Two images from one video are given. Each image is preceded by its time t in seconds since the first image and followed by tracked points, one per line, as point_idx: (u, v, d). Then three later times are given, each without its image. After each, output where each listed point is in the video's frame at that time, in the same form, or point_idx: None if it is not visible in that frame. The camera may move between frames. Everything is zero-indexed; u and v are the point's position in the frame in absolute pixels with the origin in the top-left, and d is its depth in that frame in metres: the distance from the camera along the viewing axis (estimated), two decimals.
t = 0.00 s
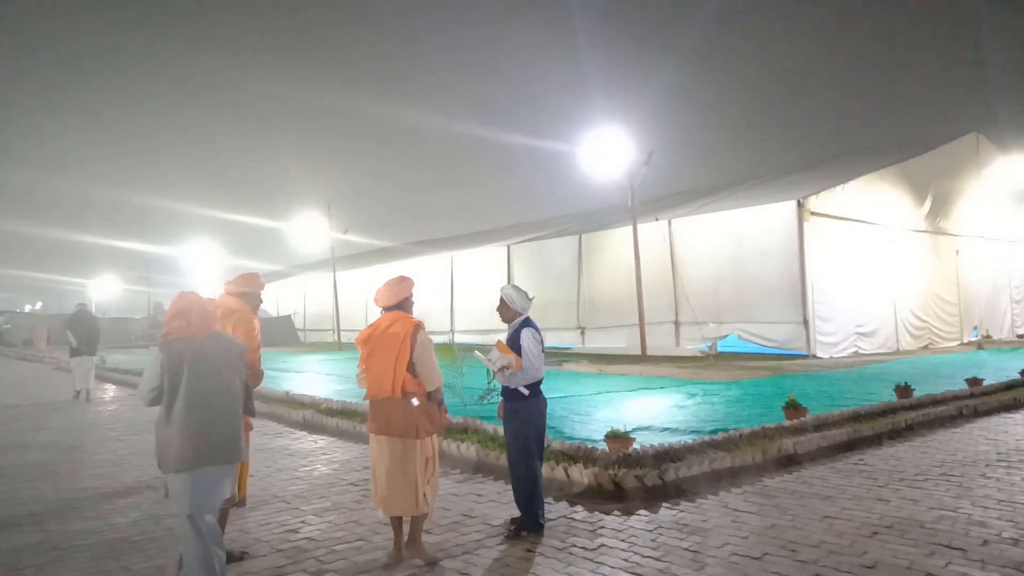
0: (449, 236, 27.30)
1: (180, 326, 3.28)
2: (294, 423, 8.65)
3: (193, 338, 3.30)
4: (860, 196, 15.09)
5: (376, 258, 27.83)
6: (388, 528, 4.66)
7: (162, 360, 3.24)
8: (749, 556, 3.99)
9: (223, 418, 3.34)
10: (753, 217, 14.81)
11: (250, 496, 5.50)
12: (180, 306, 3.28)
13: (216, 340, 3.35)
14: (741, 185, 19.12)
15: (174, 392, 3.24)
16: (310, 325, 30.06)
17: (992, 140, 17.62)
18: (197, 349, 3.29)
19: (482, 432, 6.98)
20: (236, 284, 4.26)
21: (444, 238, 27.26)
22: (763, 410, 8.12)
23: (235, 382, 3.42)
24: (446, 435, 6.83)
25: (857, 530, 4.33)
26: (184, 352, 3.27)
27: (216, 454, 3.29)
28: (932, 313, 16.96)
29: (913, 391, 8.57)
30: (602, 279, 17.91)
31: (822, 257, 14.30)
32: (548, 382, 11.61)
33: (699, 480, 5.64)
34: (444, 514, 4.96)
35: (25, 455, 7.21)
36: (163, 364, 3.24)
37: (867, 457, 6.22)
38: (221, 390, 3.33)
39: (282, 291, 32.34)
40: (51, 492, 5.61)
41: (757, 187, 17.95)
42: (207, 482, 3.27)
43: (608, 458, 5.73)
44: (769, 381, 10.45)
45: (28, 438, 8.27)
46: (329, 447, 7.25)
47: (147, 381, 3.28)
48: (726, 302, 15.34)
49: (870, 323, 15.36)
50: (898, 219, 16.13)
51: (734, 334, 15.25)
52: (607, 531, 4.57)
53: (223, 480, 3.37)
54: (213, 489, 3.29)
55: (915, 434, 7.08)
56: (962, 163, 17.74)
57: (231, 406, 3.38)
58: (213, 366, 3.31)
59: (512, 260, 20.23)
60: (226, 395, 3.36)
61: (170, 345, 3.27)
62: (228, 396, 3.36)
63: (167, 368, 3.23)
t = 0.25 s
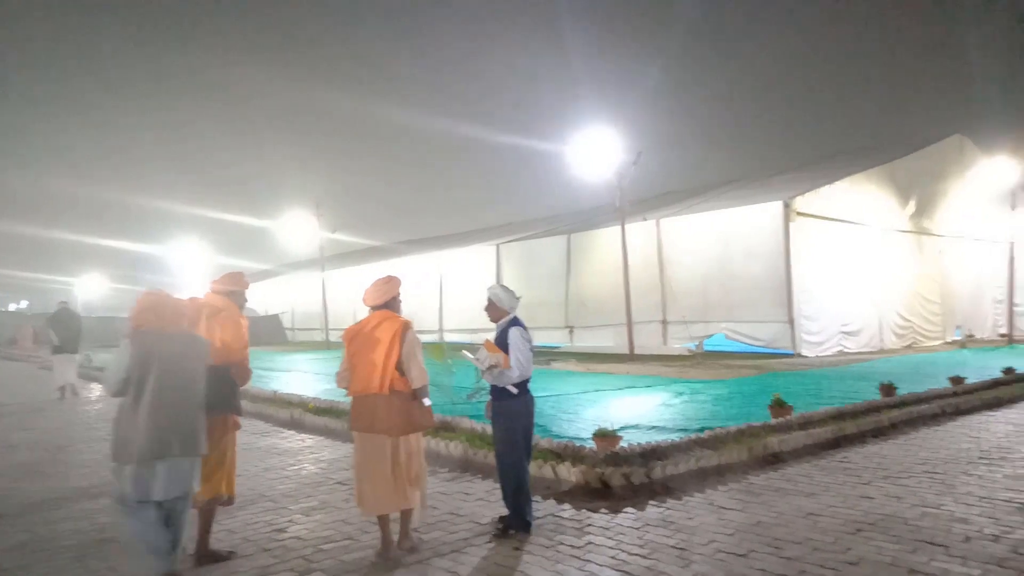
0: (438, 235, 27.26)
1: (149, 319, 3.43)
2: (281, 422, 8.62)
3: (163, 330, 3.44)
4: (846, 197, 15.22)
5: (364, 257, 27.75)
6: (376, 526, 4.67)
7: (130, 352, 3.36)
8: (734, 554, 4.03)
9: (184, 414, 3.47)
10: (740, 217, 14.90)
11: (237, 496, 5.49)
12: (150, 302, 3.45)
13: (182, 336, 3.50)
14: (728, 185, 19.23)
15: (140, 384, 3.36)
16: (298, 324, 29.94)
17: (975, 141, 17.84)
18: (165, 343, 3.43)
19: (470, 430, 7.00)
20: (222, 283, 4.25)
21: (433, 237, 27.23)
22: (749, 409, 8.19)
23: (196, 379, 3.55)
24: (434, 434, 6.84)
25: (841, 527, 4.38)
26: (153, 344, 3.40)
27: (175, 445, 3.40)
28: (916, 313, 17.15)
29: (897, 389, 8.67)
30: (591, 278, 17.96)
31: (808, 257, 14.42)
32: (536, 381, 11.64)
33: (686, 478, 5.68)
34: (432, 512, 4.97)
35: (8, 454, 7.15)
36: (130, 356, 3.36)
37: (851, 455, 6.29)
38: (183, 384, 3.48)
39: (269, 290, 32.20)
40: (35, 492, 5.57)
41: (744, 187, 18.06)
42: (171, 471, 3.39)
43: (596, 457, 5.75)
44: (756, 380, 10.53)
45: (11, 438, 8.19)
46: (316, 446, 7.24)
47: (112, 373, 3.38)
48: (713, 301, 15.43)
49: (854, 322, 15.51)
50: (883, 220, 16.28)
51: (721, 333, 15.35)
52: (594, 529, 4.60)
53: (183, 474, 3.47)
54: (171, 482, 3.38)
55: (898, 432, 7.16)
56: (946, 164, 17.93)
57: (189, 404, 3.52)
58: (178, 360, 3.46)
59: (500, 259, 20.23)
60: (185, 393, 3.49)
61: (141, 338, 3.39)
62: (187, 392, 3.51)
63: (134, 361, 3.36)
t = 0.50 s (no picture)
0: (413, 235, 27.09)
1: (78, 320, 3.19)
2: (252, 424, 8.47)
3: (96, 331, 3.20)
4: (818, 198, 15.41)
5: (338, 256, 27.48)
6: (348, 529, 4.58)
7: (60, 355, 3.13)
8: (709, 553, 4.02)
9: (123, 418, 3.23)
10: (714, 217, 15.02)
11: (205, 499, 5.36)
12: (77, 303, 3.20)
13: (116, 335, 3.25)
14: (702, 186, 19.37)
15: (73, 387, 3.14)
16: (271, 324, 29.55)
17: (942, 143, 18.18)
18: (98, 342, 3.21)
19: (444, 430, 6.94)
20: (188, 283, 4.13)
21: (408, 236, 27.07)
22: (723, 408, 8.24)
23: (136, 380, 3.32)
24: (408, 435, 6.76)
25: (814, 525, 4.39)
26: (86, 346, 3.18)
27: (118, 445, 3.19)
28: (886, 312, 17.43)
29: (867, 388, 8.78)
30: (566, 278, 17.97)
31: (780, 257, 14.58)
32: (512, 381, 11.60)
33: (661, 478, 5.68)
34: (406, 514, 4.89)
35: None
36: (61, 360, 3.12)
37: (824, 453, 6.34)
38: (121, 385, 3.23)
39: (241, 289, 31.74)
40: None
41: (717, 188, 18.21)
42: (115, 474, 3.17)
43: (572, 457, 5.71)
44: (730, 379, 10.61)
45: None
46: (288, 448, 7.11)
47: (40, 380, 3.13)
48: (687, 301, 15.52)
49: (826, 322, 15.72)
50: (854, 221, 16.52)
51: (696, 332, 15.44)
52: (569, 530, 4.56)
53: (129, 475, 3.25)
54: (116, 484, 3.17)
55: (869, 430, 7.25)
56: (915, 166, 18.24)
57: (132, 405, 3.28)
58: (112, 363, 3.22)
59: (476, 259, 20.15)
60: (126, 396, 3.26)
61: (73, 342, 3.16)
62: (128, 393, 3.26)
63: (64, 364, 3.12)
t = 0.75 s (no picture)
0: (380, 234, 26.99)
1: None
2: (216, 425, 8.38)
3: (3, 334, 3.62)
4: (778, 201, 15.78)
5: (304, 256, 27.23)
6: (315, 530, 4.58)
7: None
8: (672, 548, 4.12)
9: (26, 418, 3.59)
10: (678, 219, 15.27)
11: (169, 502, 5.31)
12: None
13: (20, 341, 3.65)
14: (667, 188, 19.67)
15: None
16: (236, 324, 29.14)
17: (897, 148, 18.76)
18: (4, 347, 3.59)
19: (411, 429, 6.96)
20: (150, 282, 4.10)
21: (375, 236, 26.95)
22: (686, 406, 8.40)
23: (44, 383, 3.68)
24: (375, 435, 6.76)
25: (773, 520, 4.53)
26: None
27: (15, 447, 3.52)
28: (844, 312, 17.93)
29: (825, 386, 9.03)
30: (533, 278, 18.10)
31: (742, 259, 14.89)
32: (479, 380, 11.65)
33: (625, 475, 5.78)
34: (373, 514, 4.91)
35: None
36: None
37: (784, 449, 6.51)
38: (31, 391, 3.62)
39: (204, 289, 31.24)
40: None
41: (681, 190, 18.52)
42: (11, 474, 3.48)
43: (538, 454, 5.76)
44: (693, 377, 10.81)
45: None
46: (253, 449, 7.06)
47: None
48: (651, 301, 15.77)
49: (786, 322, 16.10)
50: (813, 223, 16.95)
51: (659, 332, 15.71)
52: (535, 527, 4.63)
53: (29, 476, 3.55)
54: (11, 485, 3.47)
55: (826, 427, 7.47)
56: (871, 171, 18.78)
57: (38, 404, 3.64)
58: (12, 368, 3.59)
59: (443, 259, 20.17)
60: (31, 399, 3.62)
61: None
62: (41, 399, 3.65)
63: None
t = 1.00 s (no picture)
0: (345, 234, 26.72)
1: None
2: (175, 428, 8.19)
3: None
4: (740, 204, 16.06)
5: (267, 255, 26.82)
6: (278, 534, 4.51)
7: None
8: (636, 546, 4.16)
9: None
10: (642, 220, 15.43)
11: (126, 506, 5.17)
12: None
13: None
14: (632, 189, 19.86)
15: None
16: (195, 324, 28.55)
17: (855, 153, 19.26)
18: None
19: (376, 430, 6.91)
20: (104, 280, 4.01)
21: (340, 235, 26.68)
22: (650, 405, 8.49)
23: None
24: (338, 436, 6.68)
25: (735, 517, 4.60)
26: None
27: None
28: (804, 313, 18.32)
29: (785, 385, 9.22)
30: (499, 278, 18.11)
31: (705, 260, 15.11)
32: (445, 381, 11.61)
33: (590, 474, 5.81)
34: (337, 516, 4.85)
35: None
36: None
37: (745, 448, 6.63)
38: None
39: (163, 288, 30.55)
40: None
41: (646, 191, 18.72)
42: None
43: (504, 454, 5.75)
44: (657, 377, 10.94)
45: None
46: (213, 452, 6.93)
47: None
48: (617, 302, 15.92)
49: (748, 322, 16.40)
50: (774, 225, 17.29)
51: (624, 332, 15.86)
52: (501, 527, 4.63)
53: None
54: None
55: (787, 425, 7.62)
56: (830, 175, 19.23)
57: None
58: None
59: (409, 259, 20.06)
60: None
61: None
62: None
63: None
